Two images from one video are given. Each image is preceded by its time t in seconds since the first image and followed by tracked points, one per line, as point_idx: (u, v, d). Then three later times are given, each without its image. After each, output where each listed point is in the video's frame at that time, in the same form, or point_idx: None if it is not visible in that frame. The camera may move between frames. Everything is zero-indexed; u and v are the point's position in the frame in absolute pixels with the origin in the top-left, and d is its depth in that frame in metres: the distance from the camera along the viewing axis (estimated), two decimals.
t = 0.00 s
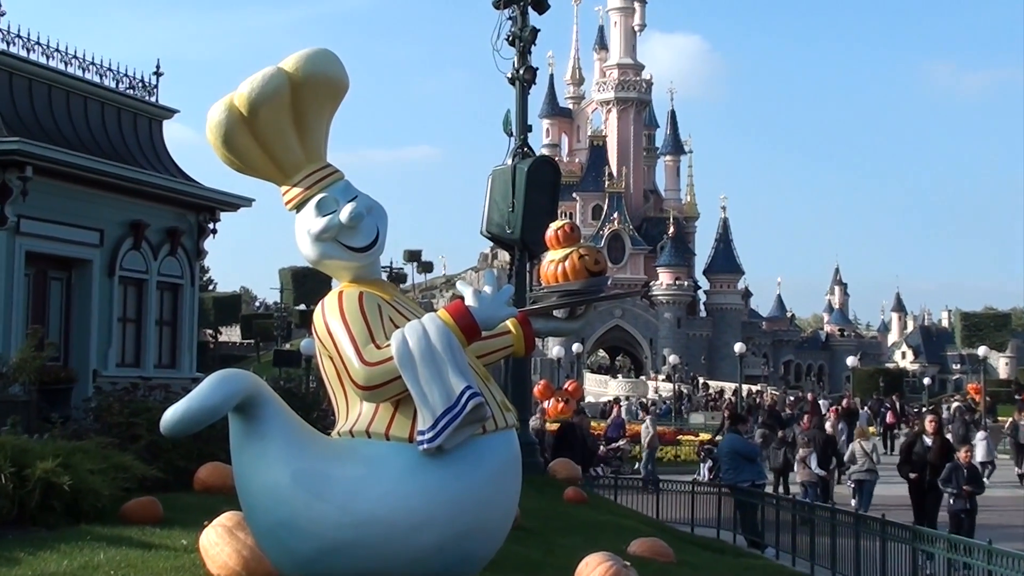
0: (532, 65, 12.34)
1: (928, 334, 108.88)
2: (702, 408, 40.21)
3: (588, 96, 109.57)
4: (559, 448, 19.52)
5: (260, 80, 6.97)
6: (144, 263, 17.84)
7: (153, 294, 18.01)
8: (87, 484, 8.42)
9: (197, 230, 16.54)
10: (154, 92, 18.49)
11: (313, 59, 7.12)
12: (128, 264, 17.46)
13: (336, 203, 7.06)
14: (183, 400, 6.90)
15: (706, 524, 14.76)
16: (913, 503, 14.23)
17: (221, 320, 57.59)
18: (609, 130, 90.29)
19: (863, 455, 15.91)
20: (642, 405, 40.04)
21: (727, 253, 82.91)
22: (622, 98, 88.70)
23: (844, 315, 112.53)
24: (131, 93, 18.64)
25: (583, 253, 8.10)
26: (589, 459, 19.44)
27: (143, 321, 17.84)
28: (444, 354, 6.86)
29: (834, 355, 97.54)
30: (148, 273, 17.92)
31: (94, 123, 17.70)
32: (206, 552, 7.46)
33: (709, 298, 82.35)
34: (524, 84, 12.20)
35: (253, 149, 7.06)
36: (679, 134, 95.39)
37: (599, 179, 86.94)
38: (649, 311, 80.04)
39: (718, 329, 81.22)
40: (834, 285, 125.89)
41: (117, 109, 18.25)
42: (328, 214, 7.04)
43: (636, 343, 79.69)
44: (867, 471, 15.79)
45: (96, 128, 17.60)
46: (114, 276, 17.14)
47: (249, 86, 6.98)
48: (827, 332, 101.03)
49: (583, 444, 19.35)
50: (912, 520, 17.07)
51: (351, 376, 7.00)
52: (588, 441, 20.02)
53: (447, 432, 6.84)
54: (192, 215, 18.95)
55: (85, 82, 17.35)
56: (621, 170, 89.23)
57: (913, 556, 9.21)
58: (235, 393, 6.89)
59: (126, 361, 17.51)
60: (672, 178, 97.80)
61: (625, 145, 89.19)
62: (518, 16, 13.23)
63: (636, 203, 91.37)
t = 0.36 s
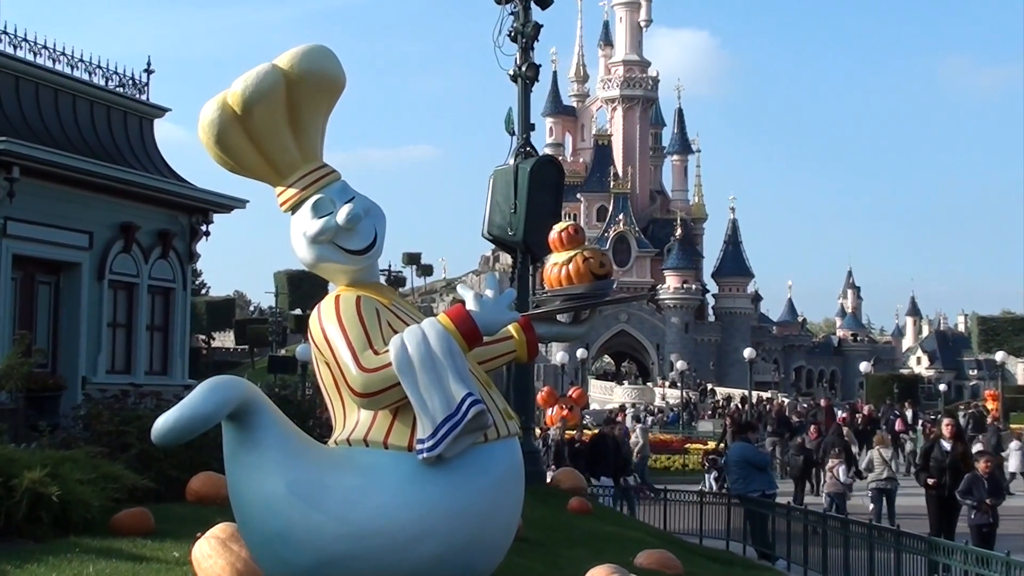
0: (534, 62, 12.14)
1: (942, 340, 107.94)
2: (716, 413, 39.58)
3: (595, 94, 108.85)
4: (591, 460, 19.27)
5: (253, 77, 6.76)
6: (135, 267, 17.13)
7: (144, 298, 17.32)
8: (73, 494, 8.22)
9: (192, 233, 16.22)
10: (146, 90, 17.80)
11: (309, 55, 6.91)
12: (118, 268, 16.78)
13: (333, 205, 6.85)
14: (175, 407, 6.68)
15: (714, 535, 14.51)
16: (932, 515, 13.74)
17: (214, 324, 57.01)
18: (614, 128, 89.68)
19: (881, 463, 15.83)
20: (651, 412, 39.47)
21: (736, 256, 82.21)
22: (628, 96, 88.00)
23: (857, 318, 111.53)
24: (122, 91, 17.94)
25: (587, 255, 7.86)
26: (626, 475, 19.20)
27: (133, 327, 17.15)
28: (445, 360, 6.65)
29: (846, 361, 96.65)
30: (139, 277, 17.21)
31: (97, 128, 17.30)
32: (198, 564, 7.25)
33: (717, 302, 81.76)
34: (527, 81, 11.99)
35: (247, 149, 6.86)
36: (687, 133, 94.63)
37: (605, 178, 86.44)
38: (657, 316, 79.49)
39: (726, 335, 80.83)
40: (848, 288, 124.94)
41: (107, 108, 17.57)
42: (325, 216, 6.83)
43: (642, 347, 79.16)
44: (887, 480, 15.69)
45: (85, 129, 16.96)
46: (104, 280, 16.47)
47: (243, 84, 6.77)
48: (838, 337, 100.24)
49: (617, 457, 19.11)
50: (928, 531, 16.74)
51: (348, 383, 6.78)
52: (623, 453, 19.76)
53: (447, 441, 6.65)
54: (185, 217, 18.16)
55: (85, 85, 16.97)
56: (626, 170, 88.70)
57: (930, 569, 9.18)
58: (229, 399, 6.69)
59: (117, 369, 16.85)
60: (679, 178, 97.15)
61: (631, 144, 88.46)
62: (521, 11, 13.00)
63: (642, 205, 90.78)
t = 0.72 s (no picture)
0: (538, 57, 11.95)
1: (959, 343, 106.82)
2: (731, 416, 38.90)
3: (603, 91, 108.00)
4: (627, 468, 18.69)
5: (249, 73, 6.58)
6: (127, 270, 16.66)
7: (137, 301, 16.86)
8: (64, 504, 8.04)
9: (189, 234, 15.95)
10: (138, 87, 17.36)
11: (306, 50, 6.72)
12: (110, 270, 16.33)
13: (331, 205, 6.64)
14: (169, 414, 6.47)
15: (726, 544, 14.35)
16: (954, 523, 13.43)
17: (209, 327, 56.71)
18: (620, 125, 88.99)
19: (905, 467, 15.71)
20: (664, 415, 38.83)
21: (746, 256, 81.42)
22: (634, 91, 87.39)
23: (872, 320, 110.43)
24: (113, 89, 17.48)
25: (594, 256, 7.65)
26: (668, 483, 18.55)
27: (126, 331, 16.67)
28: (447, 364, 6.45)
29: (860, 364, 95.71)
30: (132, 279, 16.74)
31: (90, 127, 16.84)
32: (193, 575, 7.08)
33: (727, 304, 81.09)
34: (531, 76, 11.80)
35: (242, 148, 6.66)
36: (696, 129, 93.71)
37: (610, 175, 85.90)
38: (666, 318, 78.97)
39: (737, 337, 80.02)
40: (861, 289, 123.99)
41: (98, 106, 17.12)
42: (323, 216, 6.62)
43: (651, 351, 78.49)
44: (912, 485, 15.58)
45: (76, 127, 16.50)
46: (96, 283, 16.01)
47: (239, 81, 6.58)
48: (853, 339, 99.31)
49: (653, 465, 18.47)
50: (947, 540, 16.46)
51: (347, 388, 6.57)
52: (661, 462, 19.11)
53: (451, 448, 6.44)
54: (178, 218, 17.71)
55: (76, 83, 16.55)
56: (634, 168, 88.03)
57: None
58: (224, 405, 6.48)
59: (108, 374, 16.39)
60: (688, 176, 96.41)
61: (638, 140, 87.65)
62: (524, 5, 12.79)
63: (650, 204, 90.10)
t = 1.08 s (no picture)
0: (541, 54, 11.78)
1: (975, 347, 105.58)
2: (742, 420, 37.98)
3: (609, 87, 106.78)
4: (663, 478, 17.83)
5: (243, 67, 6.37)
6: (116, 270, 16.26)
7: (126, 303, 16.45)
8: (51, 512, 7.85)
9: (182, 234, 15.68)
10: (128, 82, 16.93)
11: (302, 43, 6.52)
12: (98, 271, 15.93)
13: (328, 203, 6.44)
14: (159, 420, 6.26)
15: (734, 555, 14.10)
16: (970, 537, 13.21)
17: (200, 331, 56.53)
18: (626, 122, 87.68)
19: (925, 476, 15.75)
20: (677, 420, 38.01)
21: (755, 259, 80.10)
22: (640, 87, 86.18)
23: (885, 322, 109.16)
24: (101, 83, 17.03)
25: (598, 257, 7.47)
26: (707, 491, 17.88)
27: (115, 334, 16.28)
28: (446, 368, 6.24)
29: (874, 369, 94.71)
30: (121, 280, 16.34)
31: (78, 123, 16.43)
32: None
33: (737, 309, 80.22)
34: (534, 73, 11.61)
35: (236, 144, 6.45)
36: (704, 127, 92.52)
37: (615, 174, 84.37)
38: (673, 322, 78.07)
39: (746, 341, 79.20)
40: (876, 291, 122.84)
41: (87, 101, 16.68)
42: (319, 215, 6.42)
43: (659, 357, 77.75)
44: (931, 493, 15.65)
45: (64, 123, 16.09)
46: (84, 284, 15.64)
47: (232, 74, 6.37)
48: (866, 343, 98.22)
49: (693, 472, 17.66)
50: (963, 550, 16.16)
51: (343, 393, 6.36)
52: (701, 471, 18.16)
53: (451, 454, 6.23)
54: (169, 216, 17.32)
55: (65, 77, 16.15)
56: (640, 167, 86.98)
57: None
58: (218, 410, 6.27)
59: (97, 379, 16.00)
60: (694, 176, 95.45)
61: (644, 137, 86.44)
62: None
63: (657, 203, 88.56)
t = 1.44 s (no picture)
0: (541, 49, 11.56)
1: (988, 350, 104.07)
2: (754, 428, 36.97)
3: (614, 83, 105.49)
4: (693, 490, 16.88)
5: (233, 63, 6.17)
6: (103, 274, 15.66)
7: (113, 308, 15.87)
8: (35, 523, 7.66)
9: (175, 237, 15.42)
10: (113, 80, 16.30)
11: (294, 39, 6.34)
12: (85, 275, 15.36)
13: (321, 203, 6.24)
14: (148, 428, 6.06)
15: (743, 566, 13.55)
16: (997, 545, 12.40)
17: (192, 336, 56.13)
18: (629, 118, 85.86)
19: (943, 481, 15.42)
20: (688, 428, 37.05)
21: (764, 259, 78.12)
22: (643, 83, 84.23)
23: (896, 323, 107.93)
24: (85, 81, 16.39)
25: (601, 258, 7.26)
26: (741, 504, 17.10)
27: (101, 340, 15.70)
28: (444, 374, 6.04)
29: (886, 373, 93.70)
30: (108, 284, 15.74)
31: (62, 122, 15.80)
32: None
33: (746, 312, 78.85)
34: (534, 69, 11.41)
35: (226, 144, 6.26)
36: (710, 125, 91.35)
37: (616, 172, 81.77)
38: (677, 325, 76.74)
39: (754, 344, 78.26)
40: (887, 292, 121.68)
41: (71, 100, 16.06)
42: (312, 216, 6.22)
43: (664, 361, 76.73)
44: (950, 499, 15.29)
45: (47, 122, 15.47)
46: (70, 288, 15.05)
47: (222, 71, 6.17)
48: (876, 346, 96.98)
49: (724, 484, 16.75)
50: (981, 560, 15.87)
51: (338, 400, 6.15)
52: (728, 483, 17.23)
53: (448, 463, 6.04)
54: (156, 218, 16.72)
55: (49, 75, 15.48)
56: (643, 166, 85.84)
57: None
58: (208, 419, 6.07)
59: (83, 386, 15.41)
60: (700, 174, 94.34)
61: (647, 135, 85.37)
62: None
63: (660, 202, 87.17)
